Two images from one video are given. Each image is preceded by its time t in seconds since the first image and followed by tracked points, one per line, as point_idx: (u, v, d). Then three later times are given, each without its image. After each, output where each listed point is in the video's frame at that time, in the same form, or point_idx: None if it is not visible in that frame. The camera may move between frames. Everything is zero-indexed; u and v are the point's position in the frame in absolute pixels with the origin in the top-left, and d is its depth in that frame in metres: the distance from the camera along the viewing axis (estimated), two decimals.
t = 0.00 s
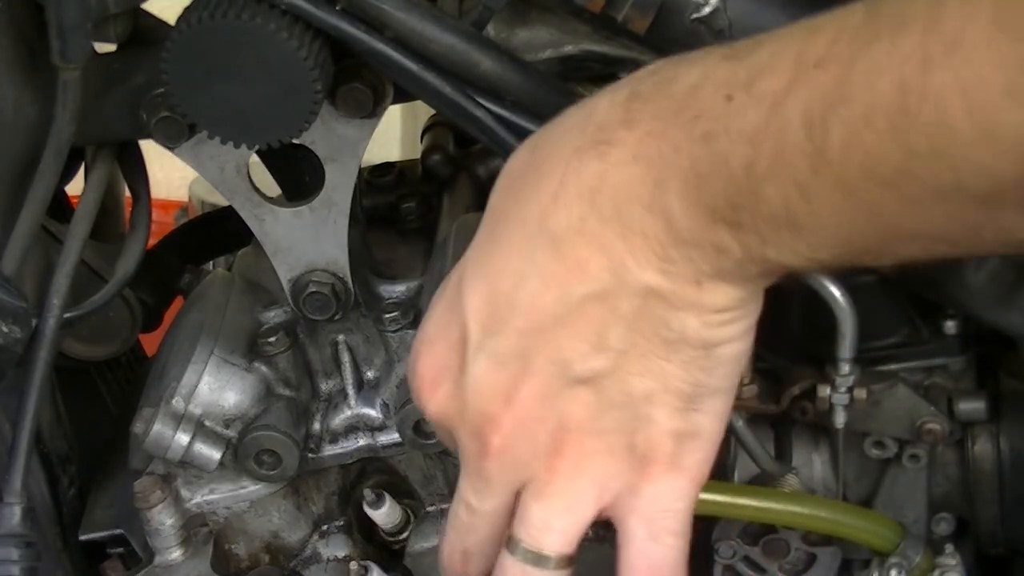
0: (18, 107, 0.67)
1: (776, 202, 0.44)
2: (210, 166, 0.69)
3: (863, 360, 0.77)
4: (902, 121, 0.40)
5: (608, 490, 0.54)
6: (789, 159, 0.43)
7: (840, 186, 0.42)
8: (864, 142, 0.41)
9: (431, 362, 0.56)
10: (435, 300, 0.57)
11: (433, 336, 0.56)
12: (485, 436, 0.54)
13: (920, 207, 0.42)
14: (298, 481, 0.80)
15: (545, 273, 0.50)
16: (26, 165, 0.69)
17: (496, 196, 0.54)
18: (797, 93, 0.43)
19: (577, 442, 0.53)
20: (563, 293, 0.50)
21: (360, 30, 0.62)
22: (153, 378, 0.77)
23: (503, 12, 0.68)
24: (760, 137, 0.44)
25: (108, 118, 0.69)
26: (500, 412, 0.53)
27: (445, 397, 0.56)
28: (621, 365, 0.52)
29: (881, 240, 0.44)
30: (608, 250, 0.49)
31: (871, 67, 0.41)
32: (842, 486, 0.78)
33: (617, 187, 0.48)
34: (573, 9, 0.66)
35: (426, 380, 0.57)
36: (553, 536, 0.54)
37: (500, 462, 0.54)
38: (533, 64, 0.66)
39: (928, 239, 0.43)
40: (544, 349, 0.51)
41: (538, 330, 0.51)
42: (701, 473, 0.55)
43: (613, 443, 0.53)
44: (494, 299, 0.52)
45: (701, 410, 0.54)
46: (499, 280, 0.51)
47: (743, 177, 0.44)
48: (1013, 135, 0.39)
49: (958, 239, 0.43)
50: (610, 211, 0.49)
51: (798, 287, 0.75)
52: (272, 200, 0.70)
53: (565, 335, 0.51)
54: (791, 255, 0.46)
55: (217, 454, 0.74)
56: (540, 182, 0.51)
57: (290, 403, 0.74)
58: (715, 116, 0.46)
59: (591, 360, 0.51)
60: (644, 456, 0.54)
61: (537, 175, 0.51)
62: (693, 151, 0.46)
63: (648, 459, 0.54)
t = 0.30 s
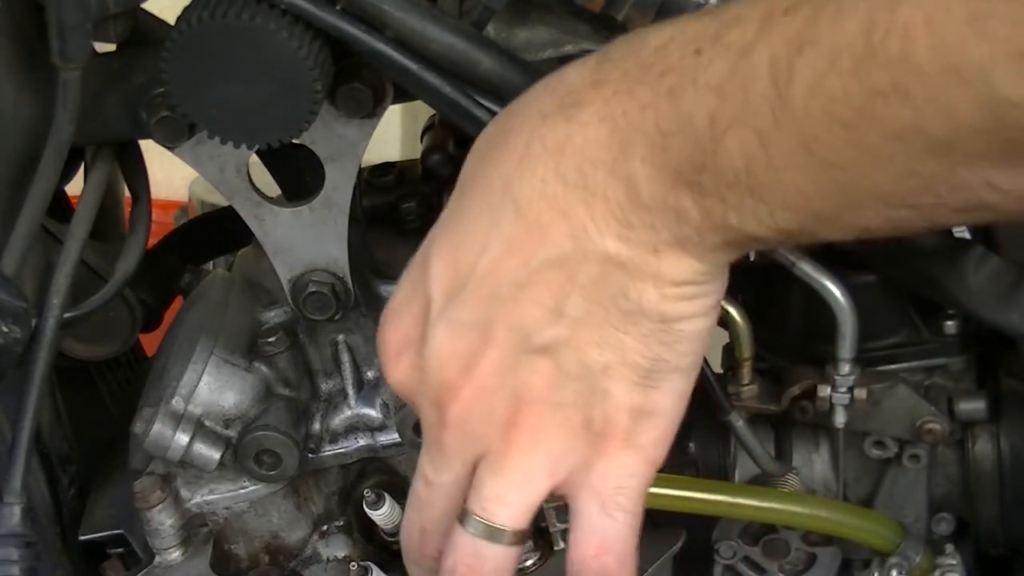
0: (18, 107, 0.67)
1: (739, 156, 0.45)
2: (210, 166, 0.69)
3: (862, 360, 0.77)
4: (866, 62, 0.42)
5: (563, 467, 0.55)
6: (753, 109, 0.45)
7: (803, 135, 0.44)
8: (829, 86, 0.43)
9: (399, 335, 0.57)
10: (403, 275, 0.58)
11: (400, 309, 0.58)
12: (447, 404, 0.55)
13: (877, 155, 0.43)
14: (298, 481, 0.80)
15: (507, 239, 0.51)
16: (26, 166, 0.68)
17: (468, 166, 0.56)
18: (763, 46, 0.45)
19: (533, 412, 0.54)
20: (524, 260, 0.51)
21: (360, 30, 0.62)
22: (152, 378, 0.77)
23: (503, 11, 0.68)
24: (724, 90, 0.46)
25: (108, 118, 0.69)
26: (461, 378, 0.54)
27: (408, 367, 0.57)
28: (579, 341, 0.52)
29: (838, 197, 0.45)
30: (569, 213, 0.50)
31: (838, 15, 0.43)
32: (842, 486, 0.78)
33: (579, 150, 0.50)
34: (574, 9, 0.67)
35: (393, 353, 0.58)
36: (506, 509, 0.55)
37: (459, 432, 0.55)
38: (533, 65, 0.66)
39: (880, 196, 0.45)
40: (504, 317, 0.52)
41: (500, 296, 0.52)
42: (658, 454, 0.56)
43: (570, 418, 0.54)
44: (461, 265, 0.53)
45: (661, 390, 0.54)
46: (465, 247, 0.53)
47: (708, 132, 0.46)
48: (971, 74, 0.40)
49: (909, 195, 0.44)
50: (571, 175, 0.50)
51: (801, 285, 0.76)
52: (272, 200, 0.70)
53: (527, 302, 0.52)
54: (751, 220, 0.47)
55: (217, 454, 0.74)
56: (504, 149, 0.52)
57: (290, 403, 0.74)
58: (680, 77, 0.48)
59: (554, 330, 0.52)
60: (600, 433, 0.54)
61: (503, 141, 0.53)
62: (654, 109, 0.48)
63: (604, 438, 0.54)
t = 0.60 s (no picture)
0: (18, 107, 0.67)
1: (744, 124, 0.45)
2: (210, 166, 0.69)
3: (862, 360, 0.78)
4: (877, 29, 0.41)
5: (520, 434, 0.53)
6: (767, 78, 0.44)
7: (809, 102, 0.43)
8: (840, 54, 0.42)
9: (389, 278, 0.57)
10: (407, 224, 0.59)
11: (400, 254, 0.57)
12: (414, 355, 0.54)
13: (885, 129, 0.42)
14: (298, 481, 0.79)
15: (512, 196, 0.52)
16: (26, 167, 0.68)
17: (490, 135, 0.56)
18: (782, 17, 0.45)
19: (500, 376, 0.52)
20: (528, 218, 0.51)
21: (361, 29, 0.62)
22: (152, 378, 0.77)
23: (503, 11, 0.68)
24: (742, 55, 0.45)
25: (108, 118, 0.69)
26: (439, 330, 0.53)
27: (387, 306, 0.56)
28: (559, 310, 0.51)
29: (845, 174, 0.44)
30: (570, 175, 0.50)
31: None
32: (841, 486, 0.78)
33: (594, 113, 0.50)
34: (574, 10, 0.67)
35: (376, 295, 0.57)
36: (456, 464, 0.53)
37: (426, 383, 0.54)
38: (533, 65, 0.66)
39: (889, 175, 0.44)
40: (495, 275, 0.52)
41: (494, 250, 0.52)
42: (616, 438, 0.53)
43: (535, 385, 0.52)
44: (466, 221, 0.54)
45: (633, 374, 0.52)
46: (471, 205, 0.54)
47: (716, 96, 0.46)
48: (981, 42, 0.39)
49: (919, 176, 0.43)
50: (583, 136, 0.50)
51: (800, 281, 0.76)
52: (272, 200, 0.70)
53: (517, 261, 0.51)
54: (753, 196, 0.46)
55: (217, 454, 0.74)
56: (529, 111, 0.53)
57: (290, 403, 0.74)
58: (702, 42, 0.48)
59: (543, 295, 0.51)
60: (563, 405, 0.52)
61: (529, 104, 0.53)
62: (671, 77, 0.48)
63: (565, 409, 0.52)
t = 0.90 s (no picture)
0: (18, 107, 0.67)
1: (791, 213, 0.49)
2: (210, 166, 0.69)
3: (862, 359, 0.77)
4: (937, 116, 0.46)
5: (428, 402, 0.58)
6: (824, 170, 0.49)
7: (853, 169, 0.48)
8: (891, 147, 0.47)
9: (453, 177, 0.64)
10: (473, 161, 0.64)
11: (467, 168, 0.65)
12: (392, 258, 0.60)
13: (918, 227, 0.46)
14: (297, 481, 0.79)
15: (544, 212, 0.58)
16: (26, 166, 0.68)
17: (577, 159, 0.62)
18: (853, 117, 0.50)
19: (439, 332, 0.57)
20: (555, 234, 0.57)
21: (360, 29, 0.62)
22: (152, 378, 0.76)
23: (503, 12, 0.68)
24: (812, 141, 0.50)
25: (108, 118, 0.69)
26: (420, 251, 0.59)
27: (424, 197, 0.63)
28: (527, 323, 0.56)
29: (874, 276, 0.47)
30: (623, 230, 0.56)
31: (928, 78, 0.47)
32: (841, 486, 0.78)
33: (668, 186, 0.56)
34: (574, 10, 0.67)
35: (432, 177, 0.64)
36: (363, 373, 0.59)
37: (398, 286, 0.59)
38: (533, 65, 0.66)
39: (915, 279, 0.47)
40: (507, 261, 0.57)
41: (507, 243, 0.58)
42: (491, 461, 0.58)
43: (455, 355, 0.57)
44: (517, 198, 0.59)
45: (538, 420, 0.56)
46: (536, 189, 0.60)
47: (779, 178, 0.51)
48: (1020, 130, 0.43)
49: (946, 279, 0.46)
50: (644, 208, 0.56)
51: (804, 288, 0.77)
52: (272, 200, 0.70)
53: (532, 273, 0.57)
54: (780, 293, 0.50)
55: (217, 454, 0.74)
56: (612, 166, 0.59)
57: (290, 403, 0.74)
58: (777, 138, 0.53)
59: (532, 306, 0.56)
60: (468, 399, 0.57)
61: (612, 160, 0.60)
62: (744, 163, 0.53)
63: (471, 408, 0.57)
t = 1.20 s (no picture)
0: (18, 106, 0.67)
1: (804, 382, 0.53)
2: (210, 166, 0.69)
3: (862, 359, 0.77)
4: (944, 325, 0.50)
5: (425, 411, 0.62)
6: (843, 341, 0.53)
7: (860, 351, 0.52)
8: (904, 345, 0.51)
9: (528, 199, 0.66)
10: (545, 190, 0.66)
11: (539, 194, 0.66)
12: (441, 259, 0.62)
13: (915, 425, 0.50)
14: (298, 482, 0.79)
15: (593, 282, 0.61)
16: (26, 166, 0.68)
17: (639, 242, 0.65)
18: (875, 303, 0.54)
19: (454, 346, 0.60)
20: (590, 310, 0.60)
21: (360, 29, 0.62)
22: (152, 378, 0.77)
23: (503, 12, 0.68)
24: (839, 314, 0.55)
25: (108, 118, 0.69)
26: (469, 264, 0.61)
27: (491, 207, 0.65)
28: (535, 383, 0.59)
29: (867, 463, 0.51)
30: (660, 334, 0.59)
31: (948, 283, 0.53)
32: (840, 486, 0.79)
33: (709, 308, 0.60)
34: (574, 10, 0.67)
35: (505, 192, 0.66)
36: (375, 358, 0.64)
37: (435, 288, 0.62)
38: (533, 65, 0.67)
39: (907, 475, 0.50)
40: (545, 321, 0.60)
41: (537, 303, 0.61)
42: (459, 491, 0.61)
43: (458, 378, 0.60)
44: (578, 258, 0.63)
45: (502, 478, 0.60)
46: (593, 254, 0.63)
47: (799, 346, 0.55)
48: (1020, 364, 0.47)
49: (937, 484, 0.50)
50: (683, 321, 0.59)
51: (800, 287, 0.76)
52: (272, 200, 0.70)
53: (563, 341, 0.59)
54: (779, 456, 0.53)
55: (217, 454, 0.74)
56: (665, 266, 0.63)
57: (290, 403, 0.74)
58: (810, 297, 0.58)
59: (553, 370, 0.59)
60: (454, 426, 0.60)
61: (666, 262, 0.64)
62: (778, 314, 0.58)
63: (455, 435, 0.60)
